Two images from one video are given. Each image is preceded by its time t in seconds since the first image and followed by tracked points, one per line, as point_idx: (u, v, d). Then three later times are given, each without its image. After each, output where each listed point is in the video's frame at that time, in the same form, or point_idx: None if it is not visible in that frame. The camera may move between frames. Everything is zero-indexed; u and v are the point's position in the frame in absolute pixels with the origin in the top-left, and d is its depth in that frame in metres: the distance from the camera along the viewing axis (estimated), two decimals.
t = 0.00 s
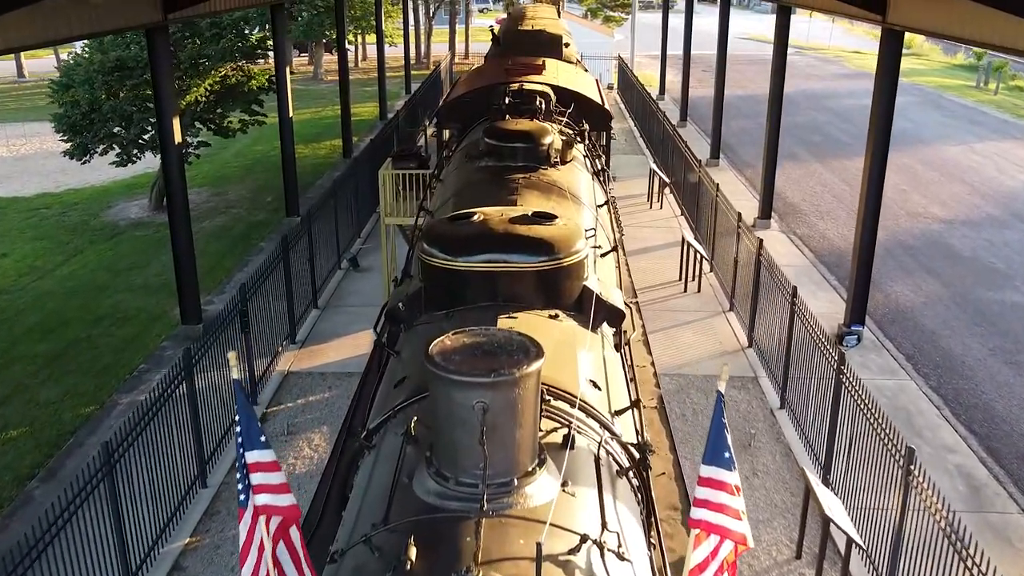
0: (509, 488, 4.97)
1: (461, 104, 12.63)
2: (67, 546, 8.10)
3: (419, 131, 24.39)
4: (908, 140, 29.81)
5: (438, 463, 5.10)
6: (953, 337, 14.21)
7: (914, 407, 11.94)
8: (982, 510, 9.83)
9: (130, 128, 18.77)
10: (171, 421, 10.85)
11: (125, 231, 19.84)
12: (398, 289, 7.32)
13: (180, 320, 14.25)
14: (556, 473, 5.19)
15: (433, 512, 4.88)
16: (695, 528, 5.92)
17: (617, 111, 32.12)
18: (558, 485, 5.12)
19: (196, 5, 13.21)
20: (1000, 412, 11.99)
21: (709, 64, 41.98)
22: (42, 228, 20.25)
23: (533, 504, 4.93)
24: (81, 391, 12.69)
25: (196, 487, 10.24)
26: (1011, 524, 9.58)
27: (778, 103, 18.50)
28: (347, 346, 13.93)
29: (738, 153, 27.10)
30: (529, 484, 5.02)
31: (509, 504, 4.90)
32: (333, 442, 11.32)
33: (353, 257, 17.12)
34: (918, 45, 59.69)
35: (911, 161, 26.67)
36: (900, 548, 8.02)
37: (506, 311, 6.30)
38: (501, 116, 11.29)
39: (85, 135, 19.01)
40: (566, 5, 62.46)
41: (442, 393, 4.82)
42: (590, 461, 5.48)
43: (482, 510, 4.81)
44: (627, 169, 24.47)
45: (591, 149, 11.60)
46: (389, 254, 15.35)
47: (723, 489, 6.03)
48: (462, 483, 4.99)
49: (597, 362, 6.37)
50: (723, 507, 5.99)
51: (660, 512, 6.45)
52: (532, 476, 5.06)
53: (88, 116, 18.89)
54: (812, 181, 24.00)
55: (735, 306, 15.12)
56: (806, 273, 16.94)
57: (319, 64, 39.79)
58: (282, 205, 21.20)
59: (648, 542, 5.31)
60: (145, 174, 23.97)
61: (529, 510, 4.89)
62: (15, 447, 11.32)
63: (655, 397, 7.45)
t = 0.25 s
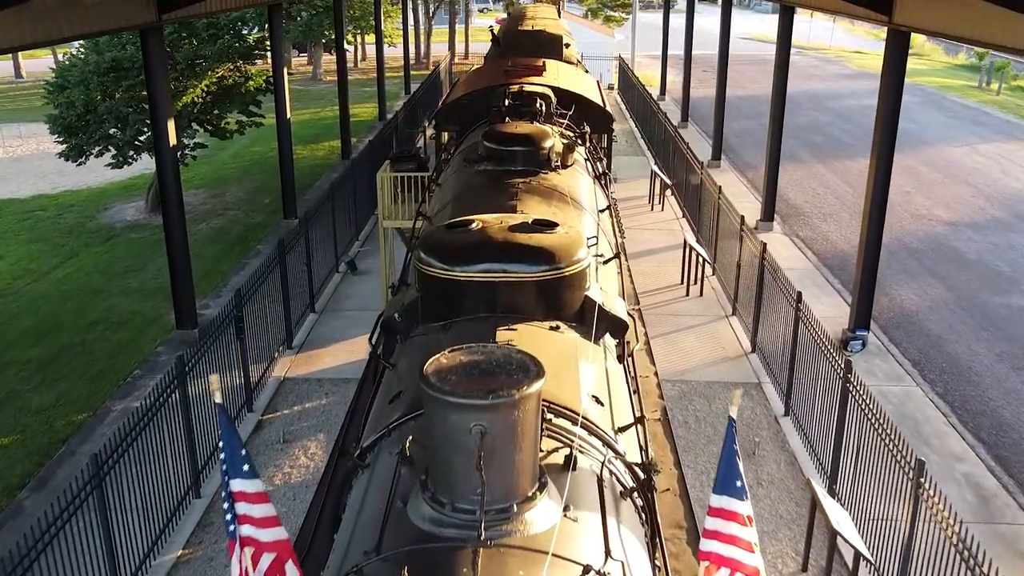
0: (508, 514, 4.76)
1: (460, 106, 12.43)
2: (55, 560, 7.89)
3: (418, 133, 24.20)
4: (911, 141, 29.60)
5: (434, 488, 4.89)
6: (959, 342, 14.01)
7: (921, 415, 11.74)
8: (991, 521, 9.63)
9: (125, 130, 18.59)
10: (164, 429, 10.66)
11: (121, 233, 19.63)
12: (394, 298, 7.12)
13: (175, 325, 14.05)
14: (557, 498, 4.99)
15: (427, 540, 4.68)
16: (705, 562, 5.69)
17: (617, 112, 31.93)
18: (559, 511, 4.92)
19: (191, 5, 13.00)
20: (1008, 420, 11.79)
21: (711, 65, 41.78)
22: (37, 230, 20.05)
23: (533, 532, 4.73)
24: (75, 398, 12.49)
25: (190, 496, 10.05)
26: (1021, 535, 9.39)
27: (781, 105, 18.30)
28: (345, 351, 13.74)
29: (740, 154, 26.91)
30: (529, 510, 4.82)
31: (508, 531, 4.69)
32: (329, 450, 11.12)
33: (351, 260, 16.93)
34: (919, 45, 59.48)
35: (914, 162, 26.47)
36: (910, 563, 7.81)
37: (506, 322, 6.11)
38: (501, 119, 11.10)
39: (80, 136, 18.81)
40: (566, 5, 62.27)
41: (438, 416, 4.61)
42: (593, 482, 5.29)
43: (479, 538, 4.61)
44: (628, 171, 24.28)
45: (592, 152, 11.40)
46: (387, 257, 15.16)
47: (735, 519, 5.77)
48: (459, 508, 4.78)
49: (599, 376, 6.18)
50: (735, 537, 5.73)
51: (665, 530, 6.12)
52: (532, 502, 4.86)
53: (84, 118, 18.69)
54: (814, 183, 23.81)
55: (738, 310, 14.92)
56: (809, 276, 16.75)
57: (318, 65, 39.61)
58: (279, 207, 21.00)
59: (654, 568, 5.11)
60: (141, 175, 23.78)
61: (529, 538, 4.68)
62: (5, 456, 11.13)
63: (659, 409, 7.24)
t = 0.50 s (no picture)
0: (508, 541, 4.56)
1: (459, 108, 12.24)
2: None
3: (417, 133, 24.03)
4: (913, 142, 29.42)
5: (429, 512, 4.70)
6: (965, 346, 13.84)
7: (927, 422, 11.56)
8: (1000, 531, 9.45)
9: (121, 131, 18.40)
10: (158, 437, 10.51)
11: (117, 236, 19.46)
12: (390, 308, 6.95)
13: (171, 330, 13.88)
14: (559, 522, 4.81)
15: (422, 566, 4.48)
16: None
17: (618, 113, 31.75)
18: (561, 536, 4.74)
19: (187, 6, 12.82)
20: (1015, 427, 11.62)
21: (711, 65, 41.58)
22: (33, 232, 19.88)
23: (533, 558, 4.54)
24: (68, 404, 12.32)
25: (184, 506, 9.89)
26: None
27: (783, 106, 18.12)
28: (342, 355, 13.56)
29: (741, 155, 26.73)
30: (529, 536, 4.62)
31: (507, 558, 4.49)
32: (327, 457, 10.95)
33: (349, 263, 16.76)
34: (920, 45, 59.28)
35: (917, 163, 26.28)
36: None
37: (505, 334, 5.94)
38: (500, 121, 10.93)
39: (76, 137, 18.66)
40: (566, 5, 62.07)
41: (433, 438, 4.44)
42: (596, 503, 5.11)
43: (477, 567, 4.41)
44: (629, 172, 24.10)
45: (593, 155, 11.23)
46: (386, 261, 14.99)
47: (746, 550, 5.64)
48: (455, 534, 4.59)
49: (601, 389, 6.01)
50: (747, 571, 5.61)
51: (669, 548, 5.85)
52: (533, 527, 4.66)
53: (79, 119, 18.51)
54: (816, 184, 23.64)
55: (740, 314, 14.74)
56: (812, 279, 16.57)
57: (317, 65, 39.43)
58: (277, 209, 20.83)
59: None
60: (138, 177, 23.61)
61: (530, 565, 4.49)
62: None
63: (663, 420, 7.04)
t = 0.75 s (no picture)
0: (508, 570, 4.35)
1: (458, 107, 12.03)
2: None
3: (417, 131, 23.81)
4: (916, 139, 29.19)
5: (425, 540, 4.48)
6: (972, 348, 13.64)
7: (934, 426, 11.36)
8: (1011, 539, 9.26)
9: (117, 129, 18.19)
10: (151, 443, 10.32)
11: (113, 235, 19.24)
12: (386, 316, 6.75)
13: (165, 332, 13.68)
14: (561, 548, 4.61)
15: None
16: None
17: (619, 110, 31.54)
18: (563, 563, 4.55)
19: (181, 3, 12.61)
20: None
21: (713, 61, 41.34)
22: (28, 232, 19.68)
23: None
24: (60, 409, 12.12)
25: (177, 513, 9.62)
26: None
27: (787, 104, 17.90)
28: (340, 358, 13.37)
29: (743, 153, 26.52)
30: (530, 564, 4.41)
31: None
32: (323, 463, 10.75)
33: (347, 263, 16.56)
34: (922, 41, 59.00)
35: (920, 161, 26.05)
36: None
37: (505, 344, 5.74)
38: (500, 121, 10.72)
39: (71, 136, 18.44)
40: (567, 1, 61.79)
41: (428, 464, 4.22)
42: (599, 525, 4.94)
43: None
44: (630, 170, 23.89)
45: (595, 155, 11.03)
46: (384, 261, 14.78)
47: None
48: (452, 563, 4.36)
49: (605, 402, 5.81)
50: None
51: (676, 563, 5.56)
52: (534, 554, 4.45)
53: (74, 117, 18.30)
54: (819, 183, 23.42)
55: (744, 315, 14.54)
56: (816, 280, 16.37)
57: (316, 62, 39.19)
58: (274, 208, 20.62)
59: None
60: (135, 175, 23.41)
61: None
62: None
63: (668, 429, 6.84)
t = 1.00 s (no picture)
0: None
1: (458, 100, 11.82)
2: None
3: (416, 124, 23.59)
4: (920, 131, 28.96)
5: (421, 562, 4.28)
6: (978, 345, 13.47)
7: (941, 424, 11.20)
8: (1020, 542, 9.09)
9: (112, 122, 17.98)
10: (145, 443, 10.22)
11: (109, 229, 19.04)
12: (384, 318, 6.57)
13: (161, 328, 13.51)
14: (564, 569, 4.40)
15: None
16: None
17: (620, 102, 31.30)
18: None
19: None
20: None
21: (714, 53, 41.07)
22: (23, 226, 19.49)
23: None
24: (54, 407, 11.94)
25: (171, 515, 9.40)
26: None
27: (790, 97, 17.68)
28: (338, 354, 13.19)
29: (745, 145, 26.30)
30: None
31: None
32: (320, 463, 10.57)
33: (345, 258, 16.37)
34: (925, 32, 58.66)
35: (924, 154, 25.84)
36: None
37: (505, 350, 5.57)
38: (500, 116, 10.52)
39: (65, 129, 18.24)
40: None
41: (425, 485, 4.04)
42: (604, 543, 4.71)
43: None
44: (631, 163, 23.68)
45: (597, 150, 10.84)
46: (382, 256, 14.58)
47: None
48: None
49: (608, 411, 5.62)
50: None
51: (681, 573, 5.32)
52: None
53: (69, 110, 18.08)
54: (821, 176, 23.21)
55: (747, 311, 14.36)
56: (820, 274, 16.19)
57: (314, 53, 38.92)
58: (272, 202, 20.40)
59: None
60: (132, 168, 23.19)
61: None
62: None
63: (671, 433, 6.65)
